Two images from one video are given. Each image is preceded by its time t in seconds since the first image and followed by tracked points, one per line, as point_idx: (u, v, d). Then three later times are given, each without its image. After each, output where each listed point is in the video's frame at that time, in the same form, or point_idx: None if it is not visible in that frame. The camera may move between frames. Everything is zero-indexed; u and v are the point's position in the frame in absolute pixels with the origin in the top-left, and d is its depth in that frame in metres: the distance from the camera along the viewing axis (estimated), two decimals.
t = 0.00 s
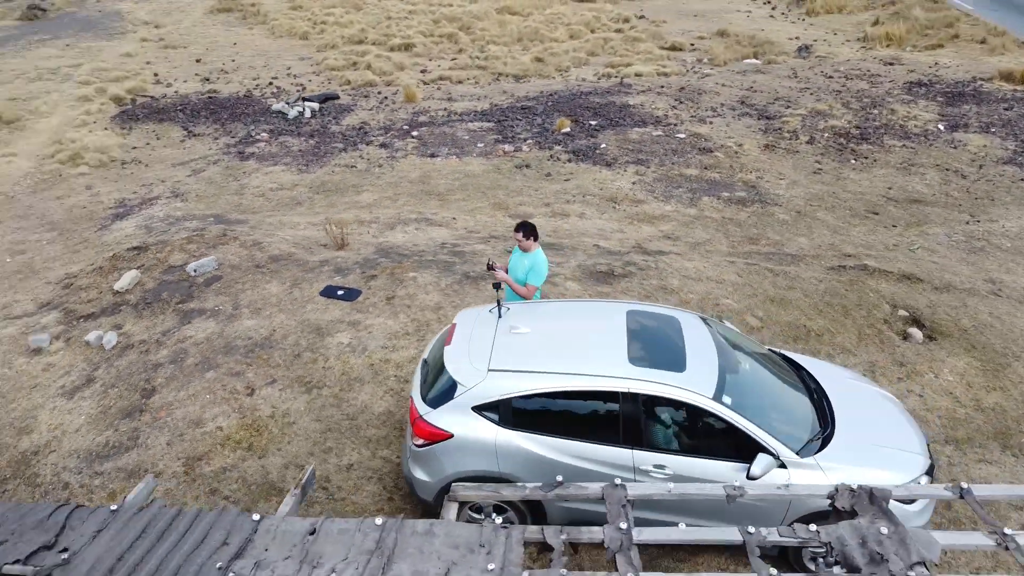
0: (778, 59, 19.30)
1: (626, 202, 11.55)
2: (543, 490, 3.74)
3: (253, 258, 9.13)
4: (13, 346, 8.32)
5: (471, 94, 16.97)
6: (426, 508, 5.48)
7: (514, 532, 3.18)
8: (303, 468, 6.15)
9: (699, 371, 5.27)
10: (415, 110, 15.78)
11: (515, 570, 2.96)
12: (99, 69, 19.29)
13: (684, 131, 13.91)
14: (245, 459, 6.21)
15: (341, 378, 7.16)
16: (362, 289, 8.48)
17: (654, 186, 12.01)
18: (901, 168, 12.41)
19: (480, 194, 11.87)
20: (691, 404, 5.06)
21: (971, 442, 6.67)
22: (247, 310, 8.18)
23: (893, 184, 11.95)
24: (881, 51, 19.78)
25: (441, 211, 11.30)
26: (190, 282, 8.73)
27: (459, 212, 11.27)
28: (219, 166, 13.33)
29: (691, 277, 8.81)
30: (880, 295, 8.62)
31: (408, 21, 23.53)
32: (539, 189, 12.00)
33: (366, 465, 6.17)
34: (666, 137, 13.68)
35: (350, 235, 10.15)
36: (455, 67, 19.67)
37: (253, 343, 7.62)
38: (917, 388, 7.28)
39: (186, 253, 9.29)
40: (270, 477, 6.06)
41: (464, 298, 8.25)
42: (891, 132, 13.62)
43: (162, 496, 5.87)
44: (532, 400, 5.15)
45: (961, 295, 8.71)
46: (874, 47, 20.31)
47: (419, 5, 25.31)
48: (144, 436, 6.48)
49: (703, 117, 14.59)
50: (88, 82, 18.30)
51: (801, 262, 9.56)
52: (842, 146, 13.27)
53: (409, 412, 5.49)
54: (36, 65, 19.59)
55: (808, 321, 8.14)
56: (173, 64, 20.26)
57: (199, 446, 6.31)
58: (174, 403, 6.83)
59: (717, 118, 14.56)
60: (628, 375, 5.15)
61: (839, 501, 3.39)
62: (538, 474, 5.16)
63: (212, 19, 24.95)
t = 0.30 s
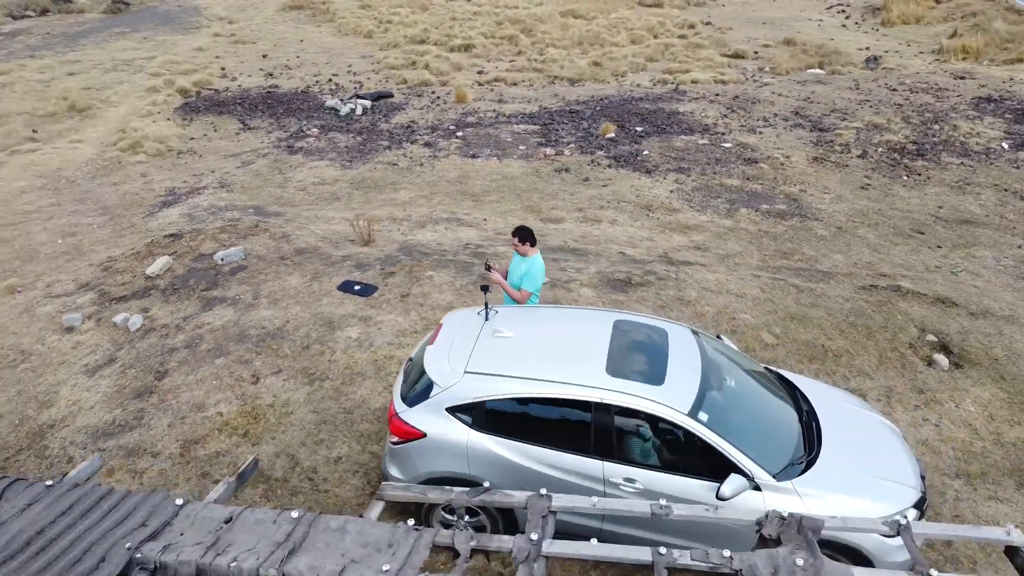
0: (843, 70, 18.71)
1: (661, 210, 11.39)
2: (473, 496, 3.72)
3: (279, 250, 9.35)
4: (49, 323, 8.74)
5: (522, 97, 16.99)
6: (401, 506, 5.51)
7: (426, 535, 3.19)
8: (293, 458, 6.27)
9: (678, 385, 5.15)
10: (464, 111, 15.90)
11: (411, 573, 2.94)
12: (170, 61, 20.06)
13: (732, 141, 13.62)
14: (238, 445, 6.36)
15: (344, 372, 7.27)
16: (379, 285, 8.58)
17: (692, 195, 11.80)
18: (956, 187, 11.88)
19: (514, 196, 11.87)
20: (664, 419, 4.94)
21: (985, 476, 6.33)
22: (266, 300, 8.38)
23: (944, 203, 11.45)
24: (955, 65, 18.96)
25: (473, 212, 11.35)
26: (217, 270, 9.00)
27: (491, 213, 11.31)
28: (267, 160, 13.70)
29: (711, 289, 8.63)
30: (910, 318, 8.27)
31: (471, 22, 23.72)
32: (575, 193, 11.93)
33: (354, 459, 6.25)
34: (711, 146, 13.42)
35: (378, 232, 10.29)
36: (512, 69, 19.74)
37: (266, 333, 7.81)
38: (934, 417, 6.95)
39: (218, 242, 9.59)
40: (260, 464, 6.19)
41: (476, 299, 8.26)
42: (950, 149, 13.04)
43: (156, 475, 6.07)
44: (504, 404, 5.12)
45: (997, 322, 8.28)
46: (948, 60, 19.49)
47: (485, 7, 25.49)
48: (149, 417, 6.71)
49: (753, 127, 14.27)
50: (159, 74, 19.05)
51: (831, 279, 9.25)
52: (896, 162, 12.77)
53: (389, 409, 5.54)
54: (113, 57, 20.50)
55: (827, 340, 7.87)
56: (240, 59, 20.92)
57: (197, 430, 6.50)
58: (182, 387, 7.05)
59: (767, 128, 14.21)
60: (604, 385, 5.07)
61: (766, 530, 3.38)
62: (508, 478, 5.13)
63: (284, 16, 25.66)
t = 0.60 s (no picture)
0: (912, 83, 18.00)
1: (696, 222, 11.18)
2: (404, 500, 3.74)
3: (306, 245, 9.56)
4: (85, 305, 9.13)
5: (574, 102, 16.92)
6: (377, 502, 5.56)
7: (336, 534, 3.23)
8: (286, 449, 6.39)
9: (654, 400, 5.04)
10: (513, 114, 15.93)
11: (308, 570, 2.98)
12: (239, 58, 20.72)
13: (780, 153, 13.27)
14: (235, 434, 6.53)
15: (349, 367, 7.37)
16: (396, 284, 8.67)
17: (731, 207, 11.55)
18: (1014, 210, 11.28)
19: (549, 201, 11.83)
20: (634, 434, 4.84)
21: (995, 517, 5.98)
22: (286, 293, 8.57)
23: (998, 226, 10.89)
24: None
25: (506, 215, 11.36)
26: (245, 261, 9.25)
27: (523, 217, 11.29)
28: (315, 156, 14.01)
29: (730, 304, 8.43)
30: (938, 346, 7.90)
31: (534, 26, 23.76)
32: (611, 201, 11.82)
33: (343, 454, 6.33)
34: (758, 158, 13.11)
35: (407, 231, 10.41)
36: (569, 74, 19.67)
37: (280, 325, 7.99)
38: (949, 450, 6.62)
39: (250, 235, 9.85)
40: (253, 454, 6.34)
41: (489, 302, 8.26)
42: (1013, 170, 12.40)
43: (154, 458, 6.28)
44: (476, 409, 5.09)
45: None
46: None
47: (551, 11, 25.48)
48: (158, 400, 6.94)
49: (805, 140, 13.87)
50: (226, 69, 19.70)
51: (862, 300, 8.91)
52: (952, 182, 12.21)
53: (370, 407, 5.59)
54: (186, 52, 21.29)
55: (845, 364, 7.59)
56: (306, 57, 21.45)
57: (199, 416, 6.70)
58: (192, 373, 7.27)
59: (820, 142, 13.80)
60: (575, 395, 5.00)
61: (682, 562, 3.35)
62: (476, 482, 5.11)
63: (354, 16, 26.21)
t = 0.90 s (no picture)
0: (988, 99, 17.16)
1: (733, 233, 10.92)
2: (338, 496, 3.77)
3: (336, 239, 9.73)
4: (123, 286, 9.51)
5: (627, 108, 16.76)
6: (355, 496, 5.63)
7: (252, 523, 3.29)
8: (281, 438, 6.53)
9: (627, 412, 4.95)
10: (564, 118, 15.88)
11: (215, 557, 3.04)
12: (306, 54, 21.26)
13: (831, 167, 12.85)
14: (236, 419, 6.70)
15: (355, 361, 7.46)
16: (415, 282, 8.75)
17: (772, 220, 11.24)
18: None
19: (586, 206, 11.75)
20: (600, 445, 4.75)
21: (1001, 558, 5.63)
22: (308, 285, 8.75)
23: None
24: None
25: (540, 218, 11.33)
26: (275, 253, 9.48)
27: (557, 221, 11.25)
28: (363, 153, 14.27)
29: (751, 319, 8.20)
30: (967, 375, 7.51)
31: (599, 30, 23.63)
32: (648, 208, 11.66)
33: (336, 447, 6.43)
34: (807, 171, 12.73)
35: (437, 231, 10.49)
36: (628, 79, 19.48)
37: (297, 316, 8.16)
38: (961, 486, 6.28)
39: (283, 227, 10.09)
40: (249, 440, 6.49)
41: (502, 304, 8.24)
42: None
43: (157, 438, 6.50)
44: (448, 410, 5.11)
45: None
46: None
47: (618, 16, 25.29)
48: (170, 382, 7.19)
49: (861, 154, 13.39)
50: (292, 65, 20.23)
51: (895, 323, 8.55)
52: (1014, 203, 11.58)
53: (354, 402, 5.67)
54: (257, 47, 21.96)
55: (863, 388, 7.29)
56: (371, 55, 21.85)
57: (205, 400, 6.90)
58: (206, 358, 7.50)
59: (876, 156, 13.30)
60: (547, 402, 4.94)
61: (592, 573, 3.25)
62: (446, 483, 5.12)
63: (423, 16, 26.58)
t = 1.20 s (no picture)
0: None
1: (765, 245, 10.65)
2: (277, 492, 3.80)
3: (360, 234, 9.88)
4: (155, 271, 9.86)
5: (677, 113, 16.50)
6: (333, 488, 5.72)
7: (172, 508, 3.38)
8: (275, 427, 6.66)
9: (593, 421, 4.88)
10: (610, 121, 15.74)
11: (124, 538, 3.13)
12: (365, 52, 21.62)
13: (879, 181, 12.40)
14: (234, 406, 6.87)
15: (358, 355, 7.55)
16: (429, 280, 8.80)
17: (807, 234, 10.92)
18: None
19: (618, 211, 11.63)
20: (560, 453, 4.70)
21: None
22: (325, 279, 8.90)
23: None
24: None
25: (569, 222, 11.27)
26: (299, 246, 9.68)
27: (586, 225, 11.16)
28: (405, 150, 14.43)
29: (764, 334, 7.99)
30: (988, 404, 7.14)
31: (660, 34, 23.34)
32: (681, 216, 11.47)
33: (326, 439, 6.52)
34: (852, 185, 12.31)
35: (463, 230, 10.54)
36: (683, 84, 19.18)
37: (310, 308, 8.31)
38: (963, 520, 5.96)
39: (311, 220, 10.29)
40: (244, 427, 6.65)
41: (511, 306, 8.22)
42: None
43: (158, 420, 6.73)
44: (418, 409, 5.13)
45: None
46: None
47: (682, 20, 24.93)
48: (179, 366, 7.42)
49: (913, 169, 12.87)
50: (351, 62, 20.61)
51: (920, 346, 8.19)
52: None
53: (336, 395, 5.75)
54: (320, 44, 22.45)
55: (873, 412, 7.01)
56: (429, 54, 22.08)
57: (208, 386, 7.10)
58: (217, 345, 7.71)
59: (929, 172, 12.77)
60: (512, 406, 4.92)
61: None
62: (413, 481, 5.15)
63: (486, 16, 26.73)
